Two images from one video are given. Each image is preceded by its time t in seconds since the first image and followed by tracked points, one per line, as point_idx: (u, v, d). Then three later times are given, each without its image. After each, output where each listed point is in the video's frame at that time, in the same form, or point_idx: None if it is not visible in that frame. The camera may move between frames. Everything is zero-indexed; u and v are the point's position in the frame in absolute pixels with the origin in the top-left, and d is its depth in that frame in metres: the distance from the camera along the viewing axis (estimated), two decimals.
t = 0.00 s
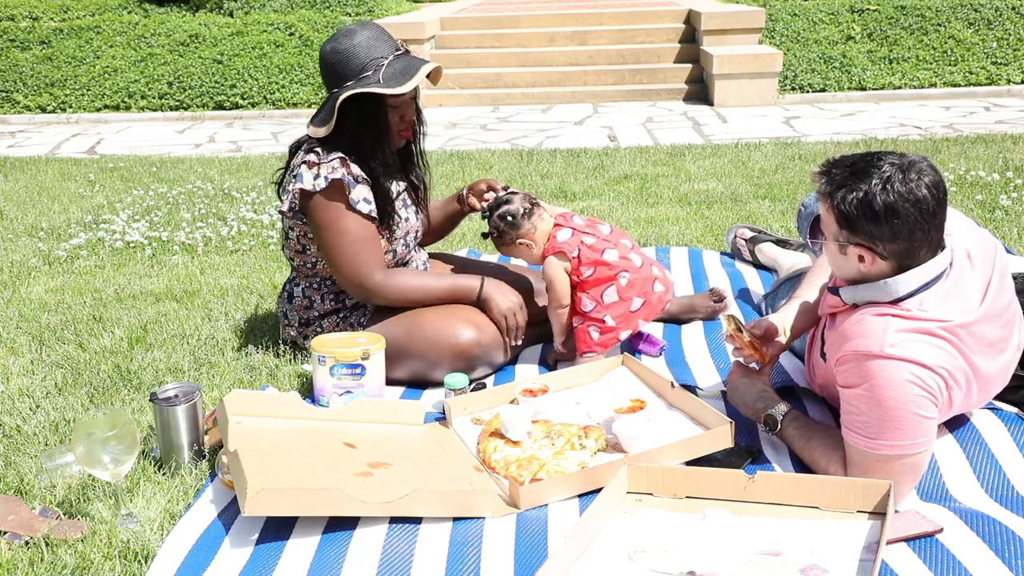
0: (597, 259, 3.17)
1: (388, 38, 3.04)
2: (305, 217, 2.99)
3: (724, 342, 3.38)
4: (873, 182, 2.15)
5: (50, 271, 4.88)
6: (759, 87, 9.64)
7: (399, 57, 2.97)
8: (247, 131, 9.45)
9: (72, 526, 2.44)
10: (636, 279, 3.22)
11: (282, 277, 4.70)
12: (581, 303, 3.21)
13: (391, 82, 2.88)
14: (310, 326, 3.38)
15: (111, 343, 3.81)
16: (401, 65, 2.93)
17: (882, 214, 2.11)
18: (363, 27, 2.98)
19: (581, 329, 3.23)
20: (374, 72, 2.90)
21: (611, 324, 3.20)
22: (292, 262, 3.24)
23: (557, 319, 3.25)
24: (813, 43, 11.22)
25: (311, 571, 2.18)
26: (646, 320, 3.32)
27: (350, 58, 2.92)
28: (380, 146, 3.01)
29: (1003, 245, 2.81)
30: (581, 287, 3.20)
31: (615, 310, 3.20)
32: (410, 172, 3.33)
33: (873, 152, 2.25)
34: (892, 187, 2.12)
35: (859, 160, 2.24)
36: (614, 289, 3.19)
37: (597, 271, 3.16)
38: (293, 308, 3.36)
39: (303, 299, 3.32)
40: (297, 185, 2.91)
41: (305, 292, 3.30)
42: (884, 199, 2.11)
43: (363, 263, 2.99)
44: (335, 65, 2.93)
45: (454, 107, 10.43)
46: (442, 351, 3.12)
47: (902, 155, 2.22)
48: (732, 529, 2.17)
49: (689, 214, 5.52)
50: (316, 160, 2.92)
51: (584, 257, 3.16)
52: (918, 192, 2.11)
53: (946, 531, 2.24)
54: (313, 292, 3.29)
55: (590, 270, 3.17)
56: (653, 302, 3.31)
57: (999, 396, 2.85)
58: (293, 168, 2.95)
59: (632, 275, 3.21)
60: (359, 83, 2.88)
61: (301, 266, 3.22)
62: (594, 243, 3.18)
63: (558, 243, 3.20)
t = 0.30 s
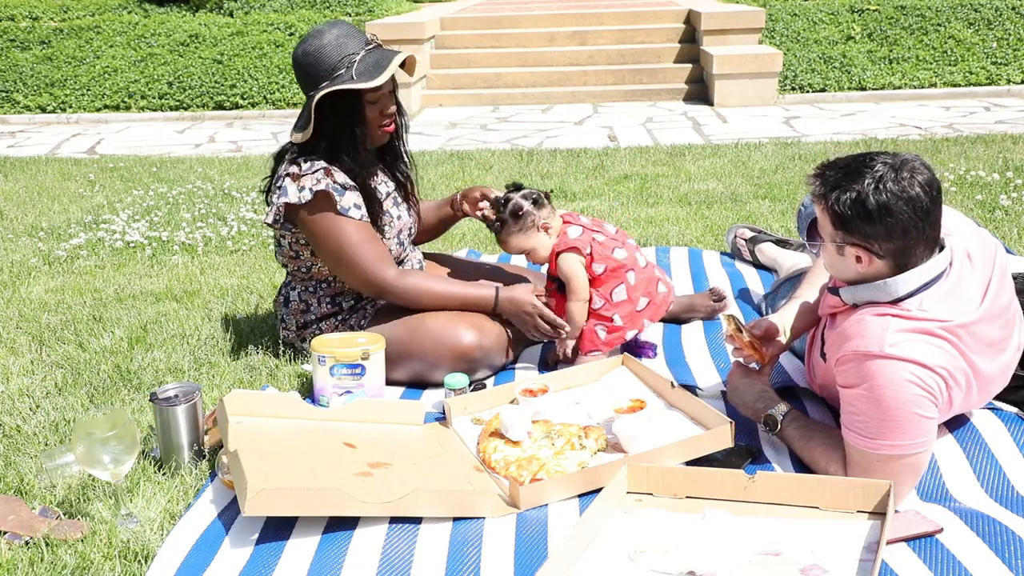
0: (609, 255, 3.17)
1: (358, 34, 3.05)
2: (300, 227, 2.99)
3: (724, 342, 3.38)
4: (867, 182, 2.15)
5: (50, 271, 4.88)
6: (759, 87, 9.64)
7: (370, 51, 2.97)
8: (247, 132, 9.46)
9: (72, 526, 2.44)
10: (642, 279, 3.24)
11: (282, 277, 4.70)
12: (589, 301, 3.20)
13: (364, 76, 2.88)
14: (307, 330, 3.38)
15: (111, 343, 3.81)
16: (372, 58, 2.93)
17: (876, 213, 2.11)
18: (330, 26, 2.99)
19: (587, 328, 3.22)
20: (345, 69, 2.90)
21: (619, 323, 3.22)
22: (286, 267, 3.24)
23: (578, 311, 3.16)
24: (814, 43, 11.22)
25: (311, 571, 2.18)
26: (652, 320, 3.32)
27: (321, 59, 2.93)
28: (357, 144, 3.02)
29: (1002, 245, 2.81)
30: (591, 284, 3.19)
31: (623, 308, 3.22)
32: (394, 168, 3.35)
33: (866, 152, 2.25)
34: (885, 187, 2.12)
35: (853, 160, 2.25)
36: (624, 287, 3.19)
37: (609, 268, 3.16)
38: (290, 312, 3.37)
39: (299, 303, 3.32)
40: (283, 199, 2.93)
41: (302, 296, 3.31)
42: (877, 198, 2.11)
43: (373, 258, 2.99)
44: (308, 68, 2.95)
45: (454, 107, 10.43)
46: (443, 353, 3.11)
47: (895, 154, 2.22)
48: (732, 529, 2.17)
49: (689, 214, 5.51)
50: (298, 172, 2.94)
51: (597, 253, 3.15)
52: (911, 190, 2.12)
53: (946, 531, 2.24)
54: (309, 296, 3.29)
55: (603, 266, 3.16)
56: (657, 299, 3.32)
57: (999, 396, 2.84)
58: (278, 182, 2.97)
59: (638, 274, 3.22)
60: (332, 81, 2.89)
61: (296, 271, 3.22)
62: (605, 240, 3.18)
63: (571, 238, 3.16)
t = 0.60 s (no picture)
0: (613, 244, 3.31)
1: (355, 32, 3.05)
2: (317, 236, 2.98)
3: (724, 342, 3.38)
4: (865, 182, 2.16)
5: (50, 271, 4.88)
6: (759, 87, 9.64)
7: (370, 48, 2.98)
8: (247, 132, 9.45)
9: (72, 526, 2.44)
10: (636, 272, 3.36)
11: (282, 277, 4.70)
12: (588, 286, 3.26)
13: (367, 72, 2.88)
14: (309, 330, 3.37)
15: (111, 343, 3.81)
16: (373, 55, 2.94)
17: (875, 213, 2.11)
18: (328, 25, 2.99)
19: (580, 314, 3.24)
20: (348, 67, 2.90)
21: (613, 311, 3.26)
22: (290, 271, 3.23)
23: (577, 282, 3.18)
24: (814, 43, 11.21)
25: (311, 571, 2.18)
26: (640, 316, 3.38)
27: (322, 58, 2.93)
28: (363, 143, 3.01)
29: (1002, 245, 2.81)
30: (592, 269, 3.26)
31: (619, 296, 3.28)
32: (397, 167, 3.34)
33: (865, 153, 2.25)
34: (884, 187, 2.13)
35: (852, 160, 2.25)
36: (622, 276, 3.30)
37: (613, 254, 3.28)
38: (293, 313, 3.36)
39: (303, 306, 3.32)
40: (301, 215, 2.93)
41: (307, 299, 3.31)
42: (876, 199, 2.12)
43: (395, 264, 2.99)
44: (309, 69, 2.95)
45: (454, 107, 10.43)
46: (444, 354, 3.11)
47: (894, 154, 2.22)
48: (732, 528, 2.17)
49: (689, 214, 5.52)
50: (315, 185, 2.92)
51: (604, 240, 3.29)
52: (910, 191, 2.12)
53: (945, 531, 2.24)
54: (314, 298, 3.29)
55: (608, 252, 3.28)
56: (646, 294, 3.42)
57: (999, 396, 2.85)
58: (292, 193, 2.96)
59: (634, 265, 3.35)
60: (335, 79, 2.89)
61: (302, 275, 3.21)
62: (609, 230, 3.33)
63: (583, 221, 3.26)
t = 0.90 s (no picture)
0: (614, 236, 3.28)
1: (355, 29, 3.06)
2: (302, 221, 2.93)
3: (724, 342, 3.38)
4: (865, 183, 2.16)
5: (50, 271, 4.88)
6: (758, 87, 9.64)
7: (370, 45, 2.99)
8: (247, 132, 9.45)
9: (72, 526, 2.44)
10: (629, 271, 3.35)
11: (282, 277, 4.70)
12: (581, 271, 3.23)
13: (366, 69, 2.89)
14: (306, 331, 3.37)
15: (111, 343, 3.81)
16: (373, 52, 2.95)
17: (874, 215, 2.12)
18: (329, 20, 2.99)
19: (569, 305, 3.24)
20: (347, 63, 2.91)
21: (602, 304, 3.24)
22: (285, 270, 3.23)
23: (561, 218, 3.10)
24: (814, 43, 11.21)
25: (311, 571, 2.18)
26: (630, 316, 3.37)
27: (322, 52, 2.92)
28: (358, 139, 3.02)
29: (1002, 245, 2.81)
30: (589, 255, 3.23)
31: (610, 290, 3.26)
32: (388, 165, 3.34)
33: (866, 153, 2.25)
34: (884, 188, 2.13)
35: (852, 161, 2.25)
36: (616, 270, 3.26)
37: (612, 245, 3.26)
38: (290, 313, 3.36)
39: (299, 306, 3.31)
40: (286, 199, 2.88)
41: (301, 299, 3.30)
42: (876, 200, 2.12)
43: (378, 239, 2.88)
44: (308, 62, 2.94)
45: (454, 107, 10.43)
46: (444, 351, 3.11)
47: (895, 155, 2.22)
48: (732, 529, 2.17)
49: (689, 214, 5.52)
50: (299, 170, 2.89)
51: (606, 229, 3.25)
52: (910, 192, 2.12)
53: (946, 531, 2.24)
54: (309, 298, 3.28)
55: (608, 240, 3.24)
56: (636, 296, 3.40)
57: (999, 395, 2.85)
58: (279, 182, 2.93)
59: (628, 263, 3.33)
60: (334, 74, 2.89)
61: (296, 273, 3.21)
62: (613, 224, 3.30)
63: (591, 206, 3.23)
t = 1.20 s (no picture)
0: (617, 244, 3.29)
1: (355, 27, 3.05)
2: (303, 219, 2.95)
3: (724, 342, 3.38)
4: (866, 184, 2.16)
5: (50, 271, 4.88)
6: (758, 87, 9.64)
7: (370, 44, 3.00)
8: (247, 132, 9.45)
9: (72, 526, 2.44)
10: (631, 277, 3.36)
11: (282, 277, 4.70)
12: (584, 279, 3.23)
13: (367, 67, 2.90)
14: (307, 329, 3.37)
15: (111, 343, 3.81)
16: (374, 50, 2.95)
17: (874, 217, 2.12)
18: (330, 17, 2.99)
19: (572, 311, 3.24)
20: (348, 60, 2.91)
21: (605, 309, 3.25)
22: (286, 269, 3.23)
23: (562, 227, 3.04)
24: (814, 43, 11.21)
25: (311, 571, 2.18)
26: (629, 322, 3.38)
27: (323, 49, 2.92)
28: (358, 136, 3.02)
29: (1002, 245, 2.81)
30: (593, 262, 3.23)
31: (613, 296, 3.27)
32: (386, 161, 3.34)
33: (867, 153, 2.25)
34: (884, 190, 2.13)
35: (852, 162, 2.25)
36: (619, 277, 3.28)
37: (615, 253, 3.26)
38: (290, 312, 3.36)
39: (299, 304, 3.31)
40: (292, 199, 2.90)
41: (303, 297, 3.30)
42: (876, 202, 2.12)
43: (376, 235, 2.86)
44: (308, 59, 2.93)
45: (454, 107, 10.42)
46: (443, 345, 3.12)
47: (895, 156, 2.22)
48: (732, 528, 2.17)
49: (689, 215, 5.52)
50: (304, 169, 2.89)
51: (610, 237, 3.25)
52: (910, 194, 2.11)
53: (945, 531, 2.24)
54: (310, 296, 3.29)
55: (612, 248, 3.25)
56: (635, 303, 3.43)
57: (999, 395, 2.85)
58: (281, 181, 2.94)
59: (631, 270, 3.35)
60: (335, 71, 2.89)
61: (297, 272, 3.21)
62: (615, 231, 3.30)
63: (594, 214, 3.22)
